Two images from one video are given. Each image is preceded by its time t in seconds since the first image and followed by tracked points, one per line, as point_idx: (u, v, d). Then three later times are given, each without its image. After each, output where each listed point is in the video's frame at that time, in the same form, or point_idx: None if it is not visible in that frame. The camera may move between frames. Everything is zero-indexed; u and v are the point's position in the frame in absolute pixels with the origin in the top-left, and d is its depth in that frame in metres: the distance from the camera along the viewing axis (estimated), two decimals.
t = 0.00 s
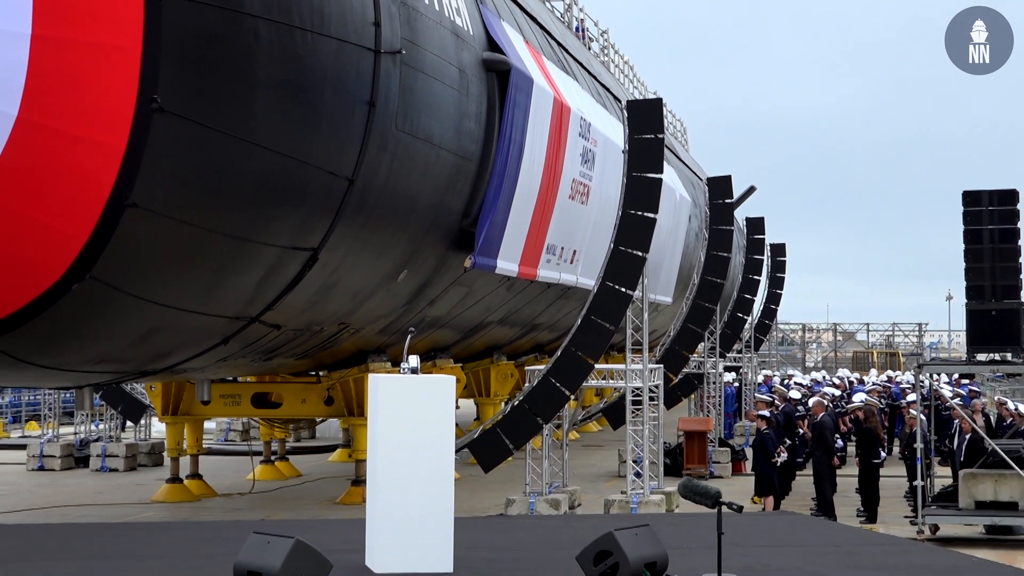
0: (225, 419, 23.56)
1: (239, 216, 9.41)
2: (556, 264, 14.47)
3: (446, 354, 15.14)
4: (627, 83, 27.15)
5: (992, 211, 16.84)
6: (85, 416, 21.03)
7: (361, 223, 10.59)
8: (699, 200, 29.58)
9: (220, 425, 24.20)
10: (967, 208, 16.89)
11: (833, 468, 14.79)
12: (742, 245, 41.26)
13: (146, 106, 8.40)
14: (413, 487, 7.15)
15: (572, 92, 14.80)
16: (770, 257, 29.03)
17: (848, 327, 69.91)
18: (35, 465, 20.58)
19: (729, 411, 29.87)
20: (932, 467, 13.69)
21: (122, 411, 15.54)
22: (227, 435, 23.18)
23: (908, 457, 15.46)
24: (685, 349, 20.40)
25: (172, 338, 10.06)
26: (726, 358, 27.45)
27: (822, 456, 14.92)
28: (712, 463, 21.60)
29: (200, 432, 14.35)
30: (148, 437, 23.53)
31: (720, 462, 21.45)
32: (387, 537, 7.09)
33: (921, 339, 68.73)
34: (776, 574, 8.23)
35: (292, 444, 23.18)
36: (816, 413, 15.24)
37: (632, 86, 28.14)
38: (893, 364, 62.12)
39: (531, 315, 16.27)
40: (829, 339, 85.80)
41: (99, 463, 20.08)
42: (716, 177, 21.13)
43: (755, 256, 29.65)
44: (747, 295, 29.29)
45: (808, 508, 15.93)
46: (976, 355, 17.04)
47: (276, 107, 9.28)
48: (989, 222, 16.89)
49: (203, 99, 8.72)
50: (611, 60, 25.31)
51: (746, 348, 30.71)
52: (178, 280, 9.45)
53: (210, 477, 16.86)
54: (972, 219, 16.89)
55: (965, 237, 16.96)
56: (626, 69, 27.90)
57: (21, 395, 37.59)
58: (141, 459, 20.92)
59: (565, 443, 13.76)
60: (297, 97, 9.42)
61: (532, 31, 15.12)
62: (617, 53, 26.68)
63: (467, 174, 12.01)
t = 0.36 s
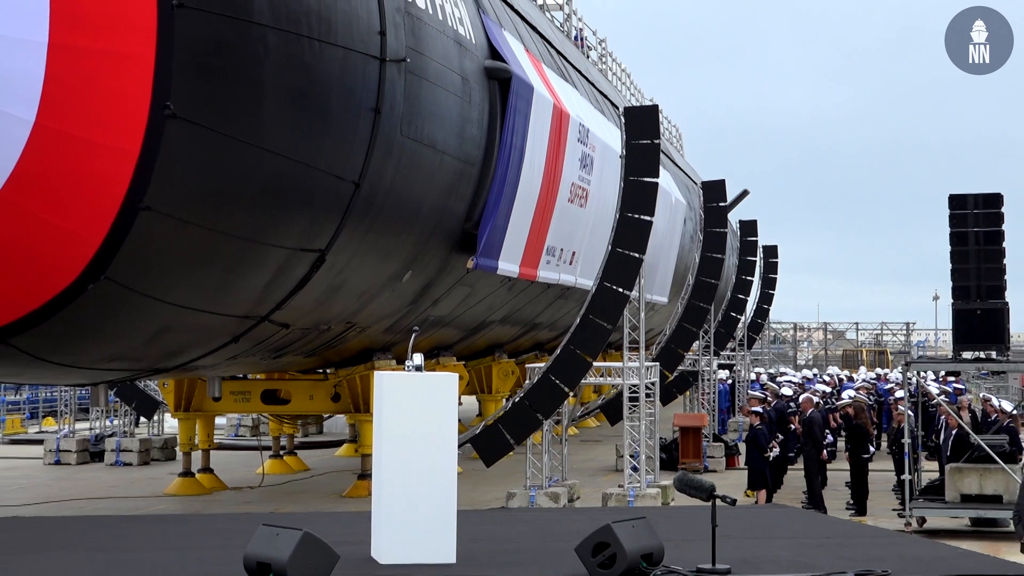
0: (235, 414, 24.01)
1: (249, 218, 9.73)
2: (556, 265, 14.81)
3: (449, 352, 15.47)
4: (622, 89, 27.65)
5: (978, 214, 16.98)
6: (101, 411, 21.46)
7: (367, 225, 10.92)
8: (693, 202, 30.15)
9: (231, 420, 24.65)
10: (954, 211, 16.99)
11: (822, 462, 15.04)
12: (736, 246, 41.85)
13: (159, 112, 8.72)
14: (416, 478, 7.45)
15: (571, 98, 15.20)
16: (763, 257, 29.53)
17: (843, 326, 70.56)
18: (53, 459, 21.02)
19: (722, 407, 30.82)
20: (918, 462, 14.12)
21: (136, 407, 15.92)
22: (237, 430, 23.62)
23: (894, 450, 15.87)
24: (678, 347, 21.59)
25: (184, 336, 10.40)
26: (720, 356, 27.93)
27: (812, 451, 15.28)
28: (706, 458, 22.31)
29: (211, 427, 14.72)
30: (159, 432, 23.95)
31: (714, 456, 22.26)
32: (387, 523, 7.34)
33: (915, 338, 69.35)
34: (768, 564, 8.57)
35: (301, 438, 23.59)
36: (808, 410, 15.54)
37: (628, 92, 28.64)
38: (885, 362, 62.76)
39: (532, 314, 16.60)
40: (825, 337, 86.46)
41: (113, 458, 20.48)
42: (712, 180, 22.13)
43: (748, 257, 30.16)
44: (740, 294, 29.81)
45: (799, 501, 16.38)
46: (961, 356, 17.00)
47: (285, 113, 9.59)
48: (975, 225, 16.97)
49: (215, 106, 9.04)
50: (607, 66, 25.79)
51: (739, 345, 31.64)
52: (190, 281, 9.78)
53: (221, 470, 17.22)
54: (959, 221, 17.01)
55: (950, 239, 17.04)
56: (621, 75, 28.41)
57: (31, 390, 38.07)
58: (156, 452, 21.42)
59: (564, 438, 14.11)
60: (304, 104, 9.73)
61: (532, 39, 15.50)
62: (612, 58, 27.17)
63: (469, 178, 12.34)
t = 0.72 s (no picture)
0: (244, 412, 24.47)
1: (259, 222, 10.06)
2: (556, 268, 15.24)
3: (452, 352, 15.80)
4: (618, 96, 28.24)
5: (964, 219, 17.62)
6: (115, 409, 21.92)
7: (372, 229, 11.25)
8: (688, 207, 30.77)
9: (241, 417, 25.11)
10: (939, 217, 17.64)
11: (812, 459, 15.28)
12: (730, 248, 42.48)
13: (171, 120, 9.03)
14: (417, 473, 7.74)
15: (571, 106, 15.67)
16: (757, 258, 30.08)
17: (837, 325, 71.23)
18: (68, 455, 21.47)
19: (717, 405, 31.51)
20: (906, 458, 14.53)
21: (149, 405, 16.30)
22: (247, 428, 24.06)
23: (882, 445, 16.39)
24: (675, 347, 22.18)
25: (196, 336, 10.73)
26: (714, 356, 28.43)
27: (802, 446, 15.69)
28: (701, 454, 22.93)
29: (221, 424, 15.05)
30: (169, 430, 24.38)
31: (708, 452, 22.87)
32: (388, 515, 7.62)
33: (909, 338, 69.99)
34: (758, 554, 8.95)
35: (308, 435, 24.04)
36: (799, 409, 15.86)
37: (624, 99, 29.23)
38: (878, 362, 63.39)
39: (532, 315, 16.94)
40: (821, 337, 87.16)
41: (127, 454, 20.89)
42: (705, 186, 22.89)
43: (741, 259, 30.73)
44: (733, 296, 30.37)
45: (789, 495, 16.84)
46: (950, 353, 17.74)
47: (293, 121, 9.91)
48: (961, 228, 17.62)
49: (226, 114, 9.36)
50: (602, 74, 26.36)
51: (733, 345, 32.18)
52: (202, 283, 10.10)
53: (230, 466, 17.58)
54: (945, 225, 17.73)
55: (937, 244, 17.71)
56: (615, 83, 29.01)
57: (45, 389, 38.64)
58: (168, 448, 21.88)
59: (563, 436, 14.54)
60: (312, 111, 10.06)
61: (533, 49, 15.96)
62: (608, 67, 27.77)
63: (471, 184, 12.69)
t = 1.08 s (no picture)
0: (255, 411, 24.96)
1: (269, 227, 10.40)
2: (555, 271, 15.80)
3: (455, 352, 16.14)
4: (614, 104, 28.93)
5: (951, 223, 18.64)
6: (129, 407, 22.38)
7: (378, 234, 11.62)
8: (682, 212, 31.32)
9: (250, 416, 25.58)
10: (928, 221, 18.72)
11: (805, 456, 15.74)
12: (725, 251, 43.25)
13: (184, 128, 9.36)
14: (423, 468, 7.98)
15: (570, 116, 16.25)
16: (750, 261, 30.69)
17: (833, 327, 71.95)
18: (83, 453, 21.92)
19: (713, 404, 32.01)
20: (895, 455, 14.96)
21: (162, 404, 16.70)
22: (257, 426, 24.54)
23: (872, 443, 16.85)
24: (671, 348, 22.66)
25: (207, 337, 11.07)
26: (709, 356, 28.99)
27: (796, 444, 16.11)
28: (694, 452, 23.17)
29: (231, 423, 15.42)
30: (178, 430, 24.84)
31: (704, 450, 23.34)
32: (394, 509, 7.86)
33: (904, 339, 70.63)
34: (750, 546, 9.31)
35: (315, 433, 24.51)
36: (792, 407, 16.29)
37: (619, 107, 29.91)
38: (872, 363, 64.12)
39: (533, 317, 17.30)
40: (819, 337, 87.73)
41: (140, 452, 21.37)
42: (701, 193, 23.46)
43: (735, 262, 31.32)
44: (728, 298, 30.89)
45: (782, 490, 17.28)
46: (936, 355, 18.62)
47: (302, 129, 10.25)
48: (947, 233, 18.65)
49: (238, 123, 9.71)
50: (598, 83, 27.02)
51: (728, 345, 32.79)
52: (214, 286, 10.44)
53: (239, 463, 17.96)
54: (932, 231, 18.76)
55: (924, 247, 18.74)
56: (609, 91, 29.71)
57: (58, 389, 39.25)
58: (181, 446, 22.37)
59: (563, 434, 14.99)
60: (319, 119, 10.41)
61: (533, 61, 16.49)
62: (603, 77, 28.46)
63: (473, 190, 13.07)
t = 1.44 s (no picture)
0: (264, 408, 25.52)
1: (279, 231, 10.76)
2: (555, 273, 16.25)
3: (458, 352, 16.54)
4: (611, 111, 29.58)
5: (938, 227, 19.08)
6: (143, 405, 22.87)
7: (383, 236, 12.00)
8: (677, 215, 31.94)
9: (260, 413, 26.12)
10: (915, 226, 19.15)
11: (798, 452, 16.22)
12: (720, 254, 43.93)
13: (196, 135, 9.70)
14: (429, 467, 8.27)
15: (569, 123, 16.74)
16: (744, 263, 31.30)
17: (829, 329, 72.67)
18: (98, 449, 22.41)
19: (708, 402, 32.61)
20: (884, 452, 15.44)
21: (175, 403, 17.11)
22: (265, 423, 25.10)
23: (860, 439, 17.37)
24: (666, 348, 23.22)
25: (219, 337, 11.44)
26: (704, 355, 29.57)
27: (789, 440, 16.58)
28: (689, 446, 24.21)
29: (242, 420, 15.82)
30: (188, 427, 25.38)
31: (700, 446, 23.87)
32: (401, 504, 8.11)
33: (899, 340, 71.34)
34: (741, 536, 9.69)
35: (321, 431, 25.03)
36: (785, 405, 16.76)
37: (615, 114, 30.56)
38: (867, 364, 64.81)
39: (534, 318, 17.72)
40: (814, 336, 88.43)
41: (154, 448, 21.92)
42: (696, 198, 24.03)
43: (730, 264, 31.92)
44: (723, 299, 31.44)
45: (776, 486, 17.77)
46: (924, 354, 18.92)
47: (311, 135, 10.61)
48: (934, 236, 19.08)
49: (250, 130, 10.07)
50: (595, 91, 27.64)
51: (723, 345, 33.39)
52: (226, 287, 10.80)
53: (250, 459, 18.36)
54: (919, 234, 19.18)
55: (912, 250, 19.15)
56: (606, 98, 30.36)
57: (74, 387, 40.01)
58: (193, 443, 22.86)
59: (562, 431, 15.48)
60: (326, 126, 10.76)
61: (534, 70, 16.98)
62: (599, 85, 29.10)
63: (475, 194, 13.48)
